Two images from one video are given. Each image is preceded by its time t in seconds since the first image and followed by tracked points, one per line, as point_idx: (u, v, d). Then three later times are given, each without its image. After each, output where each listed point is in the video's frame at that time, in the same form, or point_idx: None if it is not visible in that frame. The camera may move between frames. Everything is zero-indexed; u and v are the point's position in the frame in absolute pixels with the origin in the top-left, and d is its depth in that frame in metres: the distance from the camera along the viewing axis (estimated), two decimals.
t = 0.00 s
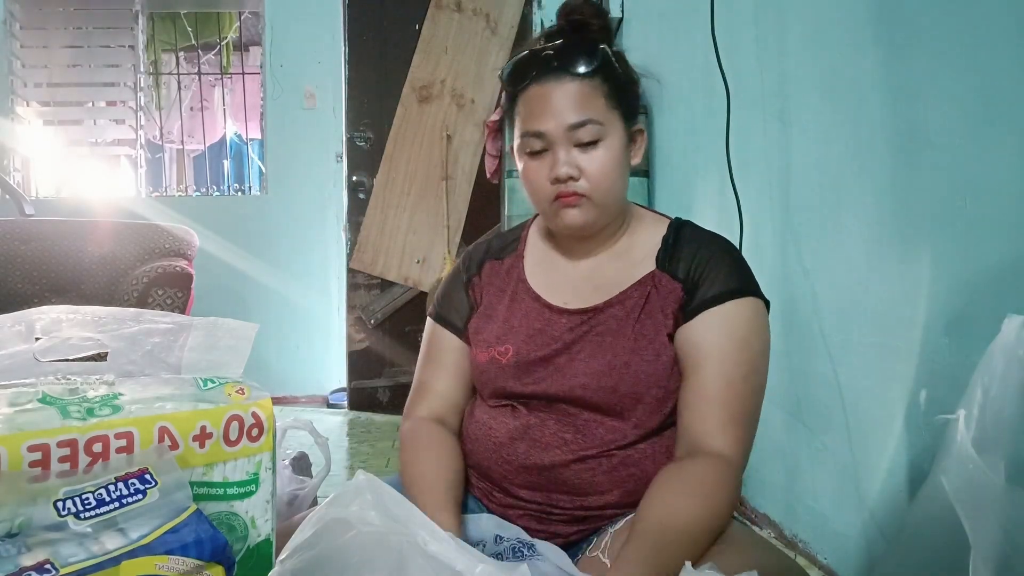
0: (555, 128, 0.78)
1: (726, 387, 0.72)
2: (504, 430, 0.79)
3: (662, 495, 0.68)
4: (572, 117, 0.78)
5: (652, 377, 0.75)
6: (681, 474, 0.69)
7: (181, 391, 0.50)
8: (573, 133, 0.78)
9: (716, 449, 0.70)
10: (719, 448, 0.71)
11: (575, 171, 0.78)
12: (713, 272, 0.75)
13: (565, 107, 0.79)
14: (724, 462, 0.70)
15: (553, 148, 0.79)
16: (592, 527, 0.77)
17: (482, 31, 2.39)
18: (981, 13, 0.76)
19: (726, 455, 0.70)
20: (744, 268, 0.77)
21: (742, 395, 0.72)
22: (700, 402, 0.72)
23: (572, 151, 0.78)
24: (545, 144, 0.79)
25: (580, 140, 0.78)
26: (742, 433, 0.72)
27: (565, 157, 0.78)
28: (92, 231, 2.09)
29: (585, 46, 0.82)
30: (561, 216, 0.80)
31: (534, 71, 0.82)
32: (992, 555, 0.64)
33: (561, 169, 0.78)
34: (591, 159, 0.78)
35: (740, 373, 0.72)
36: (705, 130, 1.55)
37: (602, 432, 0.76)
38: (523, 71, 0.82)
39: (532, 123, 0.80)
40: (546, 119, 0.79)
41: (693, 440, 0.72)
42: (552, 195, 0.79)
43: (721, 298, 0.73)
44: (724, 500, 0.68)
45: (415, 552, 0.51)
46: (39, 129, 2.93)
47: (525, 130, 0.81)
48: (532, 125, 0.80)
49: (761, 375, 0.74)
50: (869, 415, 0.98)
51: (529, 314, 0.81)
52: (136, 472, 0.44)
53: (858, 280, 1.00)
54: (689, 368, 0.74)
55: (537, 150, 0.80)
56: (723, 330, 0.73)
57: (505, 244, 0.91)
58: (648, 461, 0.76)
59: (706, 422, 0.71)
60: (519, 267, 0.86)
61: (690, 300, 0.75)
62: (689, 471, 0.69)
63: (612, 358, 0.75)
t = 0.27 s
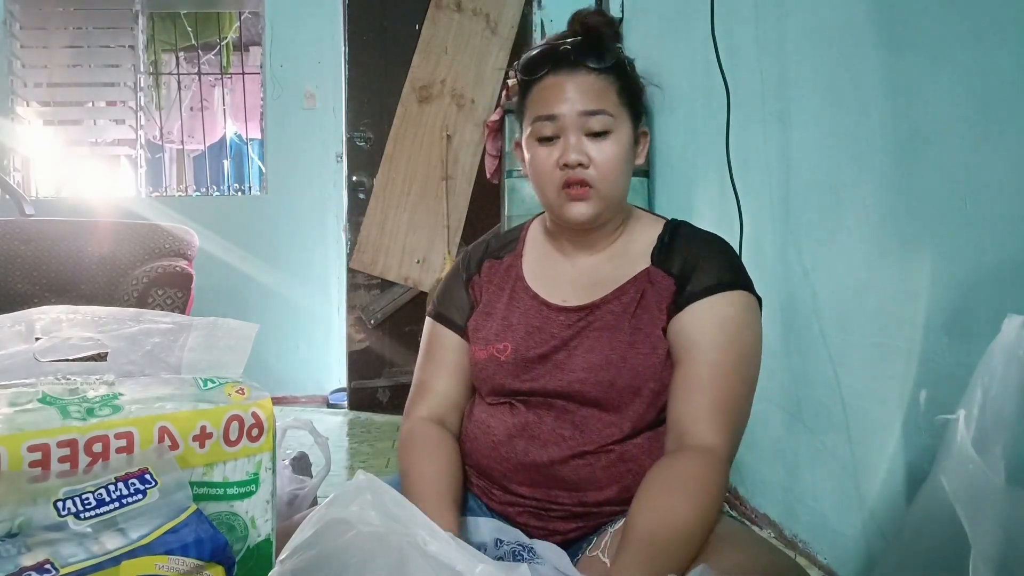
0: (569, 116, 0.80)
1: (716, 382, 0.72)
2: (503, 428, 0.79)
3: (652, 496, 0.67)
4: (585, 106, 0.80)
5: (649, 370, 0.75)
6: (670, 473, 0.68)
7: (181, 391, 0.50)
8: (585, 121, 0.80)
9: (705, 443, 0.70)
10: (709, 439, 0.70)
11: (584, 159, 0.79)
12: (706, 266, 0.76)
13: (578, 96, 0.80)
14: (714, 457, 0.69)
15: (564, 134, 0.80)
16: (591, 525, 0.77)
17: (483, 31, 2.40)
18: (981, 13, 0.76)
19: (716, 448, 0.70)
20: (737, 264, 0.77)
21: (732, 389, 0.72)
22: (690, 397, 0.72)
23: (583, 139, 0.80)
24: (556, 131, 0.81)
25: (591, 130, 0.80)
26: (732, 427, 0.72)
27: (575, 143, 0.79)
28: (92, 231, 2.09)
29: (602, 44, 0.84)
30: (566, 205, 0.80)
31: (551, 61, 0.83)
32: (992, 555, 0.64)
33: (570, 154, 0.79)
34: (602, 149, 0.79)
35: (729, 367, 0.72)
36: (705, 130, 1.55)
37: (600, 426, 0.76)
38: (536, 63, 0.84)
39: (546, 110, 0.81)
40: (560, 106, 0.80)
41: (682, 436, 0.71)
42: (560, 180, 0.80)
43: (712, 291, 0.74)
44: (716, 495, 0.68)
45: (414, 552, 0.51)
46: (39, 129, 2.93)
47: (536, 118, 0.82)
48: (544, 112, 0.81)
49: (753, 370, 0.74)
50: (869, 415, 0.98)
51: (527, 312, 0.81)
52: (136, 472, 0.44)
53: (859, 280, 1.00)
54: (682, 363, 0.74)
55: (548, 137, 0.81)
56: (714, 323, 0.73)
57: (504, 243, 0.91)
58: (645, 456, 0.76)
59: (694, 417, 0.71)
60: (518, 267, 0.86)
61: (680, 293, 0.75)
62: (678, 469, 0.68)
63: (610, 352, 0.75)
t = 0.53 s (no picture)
0: (561, 109, 0.80)
1: (711, 379, 0.70)
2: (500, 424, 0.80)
3: (647, 499, 0.67)
4: (578, 100, 0.80)
5: (642, 369, 0.76)
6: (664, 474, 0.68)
7: (181, 391, 0.50)
8: (578, 115, 0.80)
9: (699, 441, 0.69)
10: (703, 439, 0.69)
11: (576, 150, 0.79)
12: (700, 265, 0.75)
13: (572, 90, 0.81)
14: (708, 455, 0.68)
15: (558, 128, 0.81)
16: (589, 520, 0.77)
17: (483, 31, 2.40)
18: (981, 12, 0.76)
19: (710, 445, 0.69)
20: (732, 264, 0.76)
21: (726, 387, 0.71)
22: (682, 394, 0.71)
23: (576, 132, 0.80)
24: (550, 124, 0.81)
25: (583, 122, 0.80)
26: (727, 424, 0.71)
27: (568, 135, 0.80)
28: (92, 231, 2.09)
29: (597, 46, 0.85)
30: (559, 198, 0.80)
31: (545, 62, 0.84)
32: (992, 555, 0.64)
33: (563, 146, 0.79)
34: (595, 141, 0.79)
35: (724, 365, 0.71)
36: (705, 130, 1.55)
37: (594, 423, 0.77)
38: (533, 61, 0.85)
39: (539, 106, 0.82)
40: (554, 100, 0.81)
41: (675, 433, 0.71)
42: (553, 172, 0.80)
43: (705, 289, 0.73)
44: (710, 494, 0.67)
45: (415, 552, 0.51)
46: (39, 129, 2.93)
47: (531, 113, 0.83)
48: (539, 107, 0.82)
49: (749, 368, 0.73)
50: (869, 414, 0.98)
51: (524, 311, 0.81)
52: (136, 472, 0.44)
53: (859, 279, 1.00)
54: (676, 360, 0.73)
55: (541, 132, 0.82)
56: (708, 319, 0.72)
57: (503, 245, 0.91)
58: (640, 451, 0.76)
59: (687, 413, 0.70)
60: (516, 267, 0.86)
61: (674, 291, 0.75)
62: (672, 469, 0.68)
63: (604, 350, 0.76)
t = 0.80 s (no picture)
0: (564, 109, 0.80)
1: (711, 376, 0.72)
2: (499, 420, 0.79)
3: (648, 495, 0.67)
4: (581, 100, 0.80)
5: (642, 366, 0.75)
6: (664, 469, 0.68)
7: (181, 391, 0.50)
8: (580, 115, 0.80)
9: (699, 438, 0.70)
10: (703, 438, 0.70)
11: (578, 149, 0.78)
12: (699, 265, 0.76)
13: (575, 91, 0.81)
14: (707, 451, 0.69)
15: (560, 128, 0.80)
16: (588, 517, 0.76)
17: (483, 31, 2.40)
18: (982, 12, 0.76)
19: (709, 442, 0.70)
20: (732, 266, 0.77)
21: (727, 385, 0.72)
22: (682, 391, 0.72)
23: (578, 132, 0.79)
24: (553, 125, 0.81)
25: (586, 122, 0.80)
26: (727, 422, 0.72)
27: (570, 135, 0.79)
28: (92, 231, 2.09)
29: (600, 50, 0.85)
30: (561, 196, 0.80)
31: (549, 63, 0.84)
32: (993, 555, 0.64)
33: (566, 145, 0.78)
34: (597, 141, 0.79)
35: (724, 363, 0.72)
36: (705, 130, 1.55)
37: (593, 419, 0.76)
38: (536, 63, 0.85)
39: (541, 106, 0.82)
40: (557, 100, 0.81)
41: (676, 429, 0.71)
42: (555, 171, 0.79)
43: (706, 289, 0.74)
44: (710, 491, 0.68)
45: (415, 552, 0.51)
46: (39, 129, 2.93)
47: (534, 113, 0.82)
48: (542, 107, 0.81)
49: (748, 368, 0.74)
50: (869, 414, 0.98)
51: (526, 307, 0.81)
52: (136, 472, 0.44)
53: (859, 279, 1.00)
54: (677, 358, 0.74)
55: (543, 131, 0.81)
56: (709, 319, 0.73)
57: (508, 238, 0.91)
58: (639, 448, 0.75)
59: (688, 409, 0.71)
60: (520, 261, 0.87)
61: (676, 291, 0.76)
62: (673, 465, 0.68)
63: (604, 346, 0.76)
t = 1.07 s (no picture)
0: (582, 108, 0.80)
1: (714, 375, 0.71)
2: (503, 421, 0.80)
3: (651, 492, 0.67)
4: (600, 100, 0.80)
5: (646, 367, 0.75)
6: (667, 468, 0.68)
7: (181, 391, 0.50)
8: (598, 116, 0.80)
9: (700, 436, 0.70)
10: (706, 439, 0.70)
11: (596, 148, 0.78)
12: (702, 267, 0.76)
13: (593, 91, 0.81)
14: (709, 449, 0.69)
15: (577, 126, 0.80)
16: (590, 516, 0.75)
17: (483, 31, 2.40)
18: (982, 12, 0.76)
19: (713, 441, 0.70)
20: (735, 267, 0.77)
21: (728, 384, 0.72)
22: (685, 391, 0.72)
23: (595, 131, 0.80)
24: (569, 122, 0.81)
25: (602, 122, 0.80)
26: (730, 422, 0.71)
27: (587, 134, 0.79)
28: (92, 231, 2.09)
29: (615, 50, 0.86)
30: (573, 193, 0.80)
31: (565, 61, 0.84)
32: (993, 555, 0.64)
33: (583, 143, 0.78)
34: (613, 141, 0.79)
35: (727, 363, 0.72)
36: (705, 130, 1.55)
37: (596, 420, 0.76)
38: (552, 59, 0.85)
39: (558, 103, 0.82)
40: (576, 98, 0.81)
41: (679, 430, 0.72)
42: (570, 169, 0.79)
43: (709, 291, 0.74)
44: (712, 491, 0.67)
45: (415, 552, 0.51)
46: (39, 129, 2.93)
47: (550, 109, 0.82)
48: (558, 104, 0.81)
49: (752, 369, 0.74)
50: (869, 414, 0.98)
51: (529, 307, 0.81)
52: (136, 472, 0.44)
53: (859, 279, 1.00)
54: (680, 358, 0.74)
55: (559, 128, 0.81)
56: (712, 320, 0.73)
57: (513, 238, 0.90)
58: (641, 448, 0.75)
59: (690, 408, 0.71)
60: (526, 261, 0.86)
61: (679, 292, 0.75)
62: (677, 463, 0.68)
63: (608, 347, 0.76)
